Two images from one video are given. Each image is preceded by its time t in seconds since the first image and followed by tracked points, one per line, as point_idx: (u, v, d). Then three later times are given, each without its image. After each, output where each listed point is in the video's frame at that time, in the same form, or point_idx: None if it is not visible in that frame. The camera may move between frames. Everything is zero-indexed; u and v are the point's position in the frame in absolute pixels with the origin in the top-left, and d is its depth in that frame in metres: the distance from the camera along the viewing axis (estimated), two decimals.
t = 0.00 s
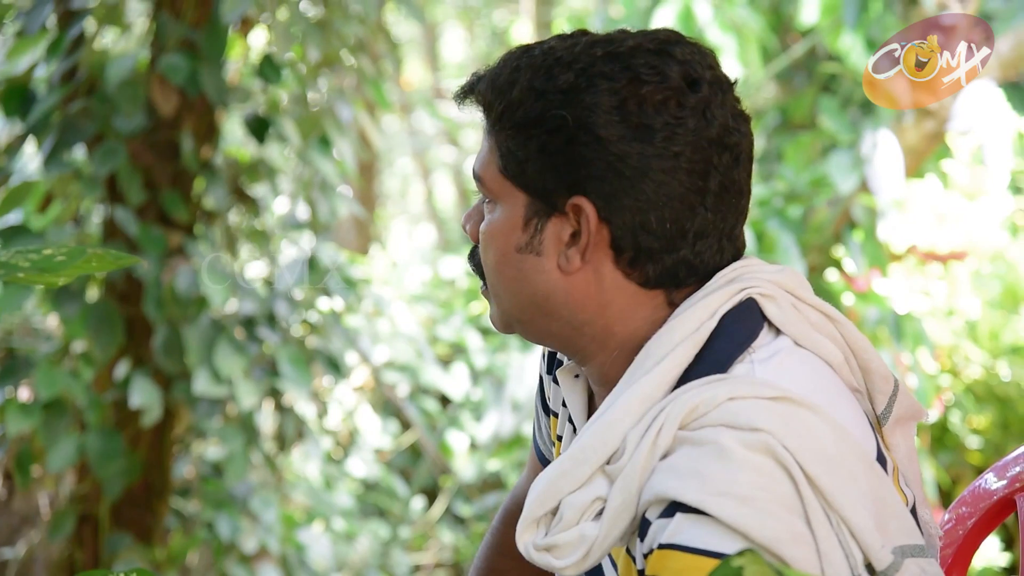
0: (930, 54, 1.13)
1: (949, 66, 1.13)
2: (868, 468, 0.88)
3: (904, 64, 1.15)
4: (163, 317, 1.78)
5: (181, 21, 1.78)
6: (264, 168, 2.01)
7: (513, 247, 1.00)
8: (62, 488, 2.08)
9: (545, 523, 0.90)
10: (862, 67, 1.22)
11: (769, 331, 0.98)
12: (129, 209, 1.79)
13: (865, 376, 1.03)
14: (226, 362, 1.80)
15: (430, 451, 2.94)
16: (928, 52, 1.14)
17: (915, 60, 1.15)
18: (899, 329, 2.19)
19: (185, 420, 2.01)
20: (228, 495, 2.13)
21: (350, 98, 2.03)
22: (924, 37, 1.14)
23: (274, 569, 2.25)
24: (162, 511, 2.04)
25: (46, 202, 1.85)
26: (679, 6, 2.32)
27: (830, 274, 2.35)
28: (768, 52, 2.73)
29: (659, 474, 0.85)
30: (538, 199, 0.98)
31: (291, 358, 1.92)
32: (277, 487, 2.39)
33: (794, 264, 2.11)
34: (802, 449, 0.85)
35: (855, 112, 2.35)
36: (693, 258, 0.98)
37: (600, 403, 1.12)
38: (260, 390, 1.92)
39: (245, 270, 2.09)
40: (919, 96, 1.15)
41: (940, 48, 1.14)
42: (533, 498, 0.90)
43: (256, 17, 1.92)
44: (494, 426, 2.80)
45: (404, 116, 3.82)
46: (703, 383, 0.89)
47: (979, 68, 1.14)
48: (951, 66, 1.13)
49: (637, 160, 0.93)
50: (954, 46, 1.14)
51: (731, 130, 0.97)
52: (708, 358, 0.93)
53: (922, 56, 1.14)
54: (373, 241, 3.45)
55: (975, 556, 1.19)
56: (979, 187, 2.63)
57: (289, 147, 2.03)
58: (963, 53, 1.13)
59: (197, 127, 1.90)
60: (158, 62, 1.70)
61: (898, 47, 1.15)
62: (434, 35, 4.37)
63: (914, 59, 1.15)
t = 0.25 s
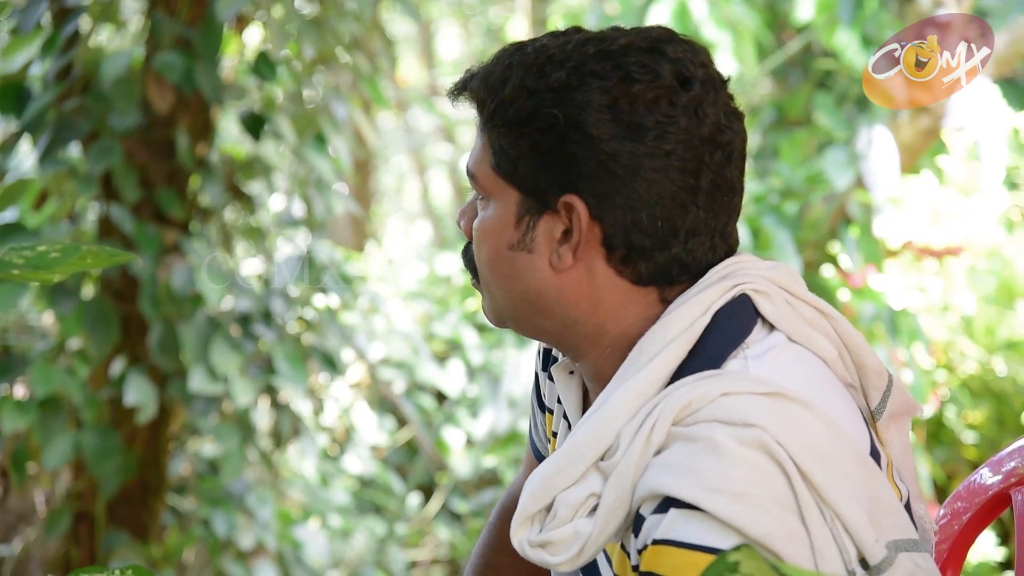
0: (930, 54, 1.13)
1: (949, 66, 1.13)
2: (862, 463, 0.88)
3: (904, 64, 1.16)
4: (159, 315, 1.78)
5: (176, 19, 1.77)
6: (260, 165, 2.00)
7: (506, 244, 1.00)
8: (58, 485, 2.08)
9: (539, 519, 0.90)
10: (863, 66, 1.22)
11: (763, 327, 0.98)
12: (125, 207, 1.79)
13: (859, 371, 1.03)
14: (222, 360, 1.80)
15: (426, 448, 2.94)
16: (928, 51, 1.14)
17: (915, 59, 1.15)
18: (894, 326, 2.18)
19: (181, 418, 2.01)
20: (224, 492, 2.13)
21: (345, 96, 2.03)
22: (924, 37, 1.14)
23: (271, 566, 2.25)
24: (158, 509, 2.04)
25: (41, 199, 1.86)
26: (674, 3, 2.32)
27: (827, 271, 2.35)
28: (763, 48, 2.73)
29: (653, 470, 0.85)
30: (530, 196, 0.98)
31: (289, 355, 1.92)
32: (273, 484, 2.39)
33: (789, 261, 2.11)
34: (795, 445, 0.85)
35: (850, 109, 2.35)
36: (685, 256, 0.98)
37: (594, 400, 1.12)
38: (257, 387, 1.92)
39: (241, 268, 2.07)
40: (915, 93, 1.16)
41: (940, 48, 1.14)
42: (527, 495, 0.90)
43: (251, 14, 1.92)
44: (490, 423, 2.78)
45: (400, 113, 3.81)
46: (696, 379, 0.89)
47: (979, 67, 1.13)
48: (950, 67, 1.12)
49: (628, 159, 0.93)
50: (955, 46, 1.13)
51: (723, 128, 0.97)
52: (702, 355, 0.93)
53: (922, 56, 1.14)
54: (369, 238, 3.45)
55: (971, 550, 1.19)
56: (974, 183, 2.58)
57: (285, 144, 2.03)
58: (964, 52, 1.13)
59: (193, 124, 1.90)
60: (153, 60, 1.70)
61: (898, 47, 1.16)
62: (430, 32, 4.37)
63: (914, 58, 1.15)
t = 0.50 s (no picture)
0: (930, 54, 1.13)
1: (949, 66, 1.12)
2: (856, 467, 0.87)
3: (904, 64, 1.14)
4: (152, 318, 1.77)
5: (170, 20, 1.76)
6: (254, 167, 1.98)
7: (497, 248, 1.00)
8: (51, 489, 2.07)
9: (532, 524, 0.90)
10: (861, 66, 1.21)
11: (756, 330, 0.98)
12: (118, 209, 1.78)
13: (853, 375, 1.03)
14: (215, 363, 1.79)
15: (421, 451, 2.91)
16: (928, 51, 1.13)
17: (915, 60, 1.14)
18: (890, 328, 2.18)
19: (175, 421, 2.00)
20: (219, 496, 2.13)
21: (339, 98, 2.02)
22: (924, 37, 1.14)
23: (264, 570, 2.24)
24: (152, 512, 2.02)
25: (34, 201, 1.85)
26: (669, 4, 2.32)
27: (822, 274, 2.37)
28: (759, 50, 2.73)
29: (646, 474, 0.85)
30: (521, 200, 0.98)
31: (282, 358, 1.92)
32: (267, 487, 2.38)
33: (785, 263, 2.11)
34: (789, 449, 0.84)
35: (846, 111, 2.35)
36: (677, 260, 0.98)
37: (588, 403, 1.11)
38: (251, 390, 1.91)
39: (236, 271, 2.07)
40: (910, 95, 1.14)
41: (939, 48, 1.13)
42: (519, 500, 0.89)
43: (245, 15, 1.91)
44: (485, 426, 2.80)
45: (395, 115, 3.81)
46: (689, 383, 0.88)
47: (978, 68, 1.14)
48: (950, 67, 1.12)
49: (617, 164, 0.92)
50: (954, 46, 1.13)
51: (714, 133, 0.96)
52: (695, 359, 0.93)
53: (922, 56, 1.13)
54: (364, 240, 3.44)
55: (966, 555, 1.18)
56: (970, 185, 2.64)
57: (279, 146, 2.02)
58: (963, 53, 1.13)
59: (186, 126, 1.89)
60: (146, 61, 1.69)
61: (899, 47, 1.14)
62: (425, 34, 4.36)
63: (914, 59, 1.14)
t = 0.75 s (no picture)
0: (930, 54, 1.12)
1: (949, 66, 1.12)
2: (856, 464, 0.87)
3: (904, 63, 1.15)
4: (153, 315, 1.77)
5: (171, 18, 1.77)
6: (255, 165, 1.98)
7: (497, 245, 1.00)
8: (52, 486, 2.07)
9: (533, 521, 0.89)
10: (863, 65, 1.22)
11: (757, 327, 0.98)
12: (120, 206, 1.78)
13: (853, 372, 1.03)
14: (217, 360, 1.79)
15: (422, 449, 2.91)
16: (928, 52, 1.13)
17: (915, 59, 1.14)
18: (892, 326, 2.18)
19: (176, 418, 2.00)
20: (220, 492, 2.13)
21: (340, 95, 2.02)
22: (924, 36, 1.13)
23: (266, 567, 2.24)
24: (153, 509, 2.03)
25: (35, 198, 1.85)
26: (670, 2, 2.32)
27: (823, 271, 2.37)
28: (760, 48, 2.73)
29: (647, 471, 0.85)
30: (520, 198, 0.98)
31: (283, 355, 1.92)
32: (268, 485, 2.38)
33: (786, 260, 2.11)
34: (789, 446, 0.84)
35: (847, 108, 2.35)
36: (676, 258, 0.98)
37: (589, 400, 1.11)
38: (252, 387, 1.91)
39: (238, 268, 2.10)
40: (912, 93, 1.15)
41: (940, 48, 1.13)
42: (520, 497, 0.89)
43: (246, 13, 1.91)
44: (486, 424, 2.77)
45: (395, 113, 3.81)
46: (689, 380, 0.88)
47: (979, 67, 1.13)
48: (950, 67, 1.12)
49: (616, 162, 0.92)
50: (954, 46, 1.13)
51: (713, 130, 0.96)
52: (696, 356, 0.93)
53: (922, 56, 1.13)
54: (365, 238, 3.44)
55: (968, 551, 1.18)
56: (971, 184, 2.61)
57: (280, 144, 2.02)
58: (964, 53, 1.12)
59: (188, 124, 1.89)
60: (148, 59, 1.69)
61: (899, 47, 1.15)
62: (426, 32, 4.36)
63: (914, 58, 1.14)
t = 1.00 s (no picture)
0: (930, 53, 1.13)
1: (949, 66, 1.12)
2: (861, 465, 0.87)
3: (904, 63, 1.15)
4: (156, 316, 1.77)
5: (173, 19, 1.77)
6: (257, 167, 1.98)
7: (500, 248, 0.99)
8: (55, 487, 2.07)
9: (539, 523, 0.90)
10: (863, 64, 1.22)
11: (761, 329, 0.98)
12: (122, 208, 1.78)
13: (858, 373, 1.02)
14: (219, 361, 1.79)
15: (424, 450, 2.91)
16: (928, 51, 1.13)
17: (915, 59, 1.14)
18: (894, 327, 2.18)
19: (179, 419, 2.00)
20: (223, 494, 2.13)
21: (342, 97, 2.03)
22: (923, 36, 1.13)
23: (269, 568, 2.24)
24: (156, 511, 2.03)
25: (38, 200, 1.85)
26: (673, 3, 2.32)
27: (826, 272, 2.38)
28: (762, 48, 2.73)
29: (651, 473, 0.85)
30: (523, 201, 0.98)
31: (285, 356, 1.92)
32: (271, 486, 2.38)
33: (789, 261, 2.11)
34: (794, 447, 0.84)
35: (850, 109, 2.35)
36: (679, 260, 0.97)
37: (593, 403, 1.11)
38: (254, 389, 1.91)
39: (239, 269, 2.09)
40: (914, 94, 1.16)
41: (940, 47, 1.13)
42: (525, 499, 0.89)
43: (249, 14, 1.91)
44: (488, 425, 2.79)
45: (398, 113, 3.81)
46: (694, 382, 0.88)
47: (980, 67, 1.12)
48: (950, 67, 1.12)
49: (617, 164, 0.93)
50: (954, 45, 1.13)
51: (714, 132, 0.97)
52: (700, 357, 0.93)
53: (922, 56, 1.13)
54: (367, 239, 3.44)
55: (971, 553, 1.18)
56: (973, 184, 2.63)
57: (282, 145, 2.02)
58: (964, 52, 1.12)
59: (190, 125, 1.89)
60: (151, 60, 1.69)
61: (898, 47, 1.15)
62: (428, 32, 4.36)
63: (914, 58, 1.14)
